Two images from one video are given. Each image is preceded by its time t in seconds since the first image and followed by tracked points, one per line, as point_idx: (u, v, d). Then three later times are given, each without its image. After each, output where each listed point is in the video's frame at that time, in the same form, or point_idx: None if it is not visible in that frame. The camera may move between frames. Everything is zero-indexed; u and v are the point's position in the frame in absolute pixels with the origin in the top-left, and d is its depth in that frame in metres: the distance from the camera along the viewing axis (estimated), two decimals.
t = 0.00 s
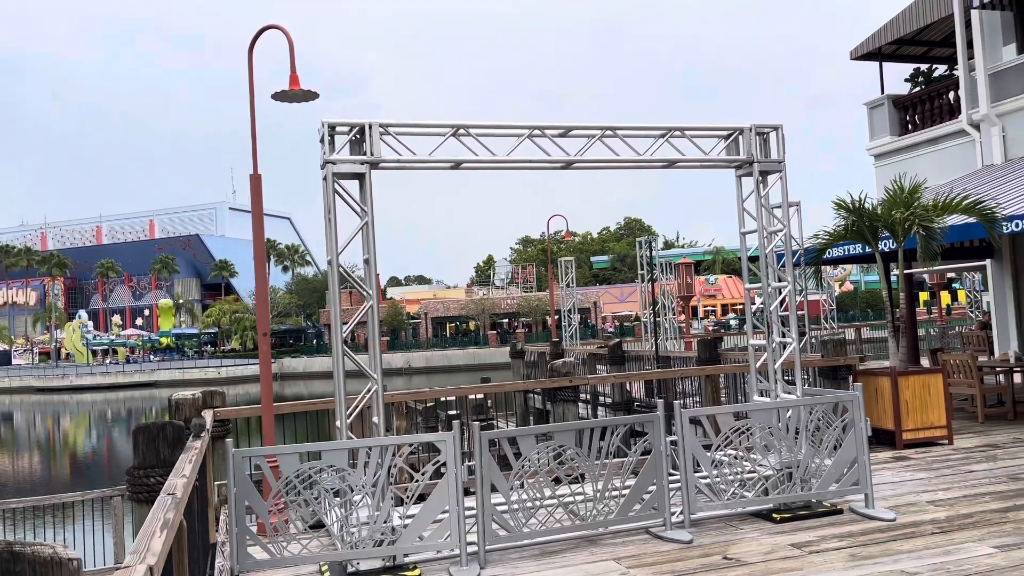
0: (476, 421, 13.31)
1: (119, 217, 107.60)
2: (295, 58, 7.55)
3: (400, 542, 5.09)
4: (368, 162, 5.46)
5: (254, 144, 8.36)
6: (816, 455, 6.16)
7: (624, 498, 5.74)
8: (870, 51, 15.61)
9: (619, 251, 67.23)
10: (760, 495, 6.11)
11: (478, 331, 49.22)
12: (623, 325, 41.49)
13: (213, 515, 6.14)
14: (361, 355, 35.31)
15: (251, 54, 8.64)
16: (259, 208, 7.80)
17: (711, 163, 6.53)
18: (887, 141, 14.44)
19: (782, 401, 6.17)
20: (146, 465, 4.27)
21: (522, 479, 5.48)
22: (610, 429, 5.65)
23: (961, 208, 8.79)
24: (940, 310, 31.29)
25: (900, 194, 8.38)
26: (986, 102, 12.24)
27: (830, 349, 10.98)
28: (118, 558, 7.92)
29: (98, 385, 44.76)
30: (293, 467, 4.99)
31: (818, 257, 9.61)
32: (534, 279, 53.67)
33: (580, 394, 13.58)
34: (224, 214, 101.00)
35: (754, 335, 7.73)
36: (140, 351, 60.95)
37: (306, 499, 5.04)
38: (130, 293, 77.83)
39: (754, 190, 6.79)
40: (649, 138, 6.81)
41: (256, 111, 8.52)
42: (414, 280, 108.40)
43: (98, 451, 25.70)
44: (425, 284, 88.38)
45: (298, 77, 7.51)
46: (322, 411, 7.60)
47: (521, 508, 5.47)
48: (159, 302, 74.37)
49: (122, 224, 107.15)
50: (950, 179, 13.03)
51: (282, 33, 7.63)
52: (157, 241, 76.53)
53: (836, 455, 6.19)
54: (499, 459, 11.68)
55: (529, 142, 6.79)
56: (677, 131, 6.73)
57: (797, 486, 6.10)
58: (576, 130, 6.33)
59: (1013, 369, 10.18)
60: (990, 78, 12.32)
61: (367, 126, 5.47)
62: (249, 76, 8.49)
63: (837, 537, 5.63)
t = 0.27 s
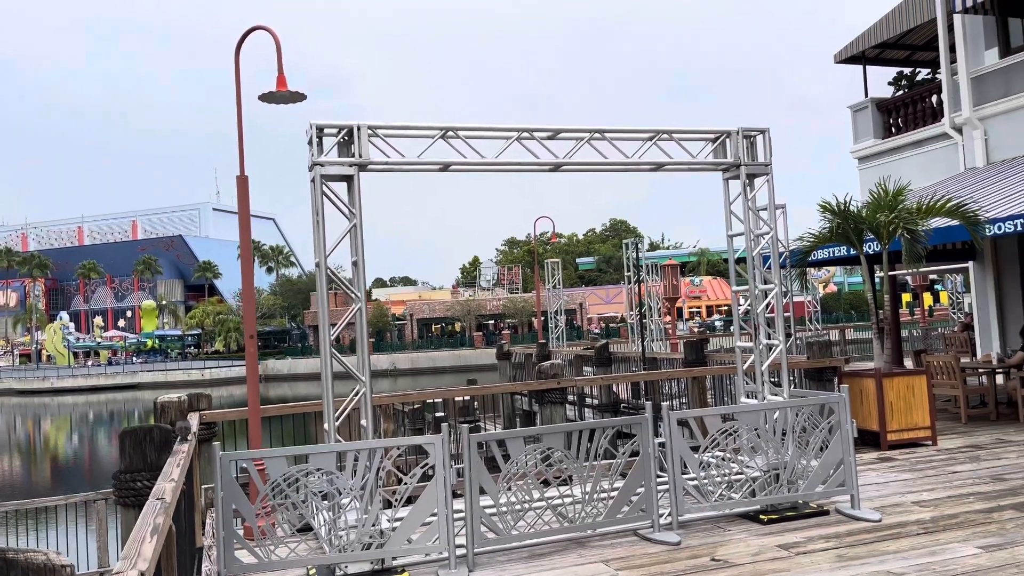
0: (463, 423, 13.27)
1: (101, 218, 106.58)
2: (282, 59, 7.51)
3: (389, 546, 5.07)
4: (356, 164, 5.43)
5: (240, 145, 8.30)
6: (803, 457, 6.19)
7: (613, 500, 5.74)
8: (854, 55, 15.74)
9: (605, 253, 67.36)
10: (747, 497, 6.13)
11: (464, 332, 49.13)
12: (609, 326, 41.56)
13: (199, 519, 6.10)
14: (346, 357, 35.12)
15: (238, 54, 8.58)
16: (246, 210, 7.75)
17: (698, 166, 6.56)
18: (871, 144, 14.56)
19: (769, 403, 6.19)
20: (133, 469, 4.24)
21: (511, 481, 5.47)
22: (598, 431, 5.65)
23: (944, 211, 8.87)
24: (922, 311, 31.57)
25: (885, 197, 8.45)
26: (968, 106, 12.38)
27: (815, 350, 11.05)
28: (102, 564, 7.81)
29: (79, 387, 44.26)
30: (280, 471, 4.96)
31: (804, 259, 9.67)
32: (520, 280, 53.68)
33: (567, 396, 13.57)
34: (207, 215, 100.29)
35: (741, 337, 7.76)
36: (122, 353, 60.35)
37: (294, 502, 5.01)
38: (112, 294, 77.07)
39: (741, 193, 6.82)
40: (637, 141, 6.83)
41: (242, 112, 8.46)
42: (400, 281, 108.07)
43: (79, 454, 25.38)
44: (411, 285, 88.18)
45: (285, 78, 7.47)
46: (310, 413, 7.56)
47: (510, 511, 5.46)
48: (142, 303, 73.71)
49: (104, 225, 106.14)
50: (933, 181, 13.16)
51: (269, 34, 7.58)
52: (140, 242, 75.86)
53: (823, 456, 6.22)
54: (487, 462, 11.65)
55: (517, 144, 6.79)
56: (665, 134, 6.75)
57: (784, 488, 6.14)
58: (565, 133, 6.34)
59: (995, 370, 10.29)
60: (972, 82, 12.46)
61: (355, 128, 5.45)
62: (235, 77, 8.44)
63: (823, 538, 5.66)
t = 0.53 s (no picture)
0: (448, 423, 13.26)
1: (80, 217, 105.40)
2: (269, 59, 7.48)
3: (376, 546, 5.07)
4: (344, 164, 5.42)
5: (226, 144, 8.26)
6: (786, 456, 6.25)
7: (599, 500, 5.77)
8: (836, 58, 15.89)
9: (588, 254, 67.55)
10: (732, 496, 6.18)
11: (448, 333, 49.07)
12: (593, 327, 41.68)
13: (184, 519, 6.06)
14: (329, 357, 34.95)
15: (223, 53, 8.53)
16: (232, 209, 7.71)
17: (684, 168, 6.61)
18: (853, 147, 14.71)
19: (753, 403, 6.25)
20: (118, 470, 4.22)
21: (497, 481, 5.48)
22: (584, 431, 5.68)
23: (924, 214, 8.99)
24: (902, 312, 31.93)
25: (867, 199, 8.54)
26: (947, 110, 12.56)
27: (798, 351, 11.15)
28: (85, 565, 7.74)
29: (58, 388, 43.74)
30: (267, 471, 4.94)
31: (787, 260, 9.76)
32: (503, 280, 53.69)
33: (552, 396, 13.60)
34: (188, 214, 99.47)
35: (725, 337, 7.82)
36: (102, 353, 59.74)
37: (280, 503, 4.99)
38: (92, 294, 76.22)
39: (726, 195, 6.88)
40: (623, 143, 6.86)
41: (228, 110, 8.41)
42: (383, 281, 107.74)
43: (57, 455, 25.07)
44: (394, 286, 87.97)
45: (272, 77, 7.44)
46: (295, 414, 7.54)
47: (497, 511, 5.47)
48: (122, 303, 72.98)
49: (84, 224, 104.99)
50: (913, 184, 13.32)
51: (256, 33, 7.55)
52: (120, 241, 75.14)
53: (806, 456, 6.28)
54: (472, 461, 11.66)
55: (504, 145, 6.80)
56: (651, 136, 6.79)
57: (768, 487, 6.19)
58: (552, 134, 6.36)
59: (973, 370, 10.45)
60: (951, 86, 12.65)
61: (343, 128, 5.44)
62: (221, 75, 8.39)
63: (806, 536, 5.72)
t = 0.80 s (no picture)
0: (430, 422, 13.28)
1: (57, 214, 104.14)
2: (252, 57, 7.45)
3: (358, 545, 5.07)
4: (328, 163, 5.42)
5: (208, 142, 8.21)
6: (766, 455, 6.32)
7: (581, 498, 5.81)
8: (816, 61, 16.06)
9: (570, 253, 67.74)
10: (712, 494, 6.25)
11: (429, 332, 49.01)
12: (574, 326, 41.81)
13: (165, 519, 6.04)
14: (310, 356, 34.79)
15: (206, 51, 8.48)
16: (214, 207, 7.66)
17: (666, 170, 6.68)
18: (832, 149, 14.87)
19: (733, 403, 6.32)
20: (99, 469, 4.20)
21: (480, 480, 5.50)
22: (567, 430, 5.72)
23: (901, 215, 9.13)
24: (880, 313, 32.32)
25: (846, 202, 8.65)
26: (925, 114, 12.76)
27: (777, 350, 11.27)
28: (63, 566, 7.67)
29: (33, 387, 43.20)
30: (248, 470, 4.94)
31: (767, 261, 9.86)
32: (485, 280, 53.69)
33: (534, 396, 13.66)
34: (168, 211, 98.57)
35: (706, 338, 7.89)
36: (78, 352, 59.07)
37: (261, 502, 4.99)
38: (69, 291, 75.33)
39: (708, 197, 6.94)
40: (606, 144, 6.91)
41: (211, 108, 8.36)
42: (365, 280, 107.43)
43: (33, 455, 24.78)
44: (376, 284, 87.79)
45: (256, 75, 7.40)
46: (278, 413, 7.52)
47: (479, 510, 5.50)
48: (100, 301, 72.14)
49: (60, 220, 103.57)
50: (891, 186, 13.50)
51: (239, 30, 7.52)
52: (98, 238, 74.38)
53: (785, 454, 6.36)
54: (454, 461, 11.68)
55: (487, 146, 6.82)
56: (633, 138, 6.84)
57: (747, 485, 6.27)
58: (536, 135, 6.40)
59: (948, 371, 10.62)
60: (929, 90, 12.84)
61: (327, 127, 5.44)
62: (204, 73, 8.34)
63: (785, 534, 5.80)
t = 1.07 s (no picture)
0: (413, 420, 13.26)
1: (35, 209, 102.90)
2: (237, 52, 7.41)
3: (342, 542, 5.06)
4: (313, 160, 5.41)
5: (192, 137, 8.16)
6: (748, 453, 6.38)
7: (565, 496, 5.83)
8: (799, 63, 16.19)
9: (554, 252, 67.85)
10: (694, 492, 6.30)
11: (413, 330, 48.91)
12: (557, 325, 41.89)
13: (147, 517, 6.00)
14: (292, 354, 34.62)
15: (190, 46, 8.42)
16: (198, 203, 7.61)
17: (651, 169, 6.71)
18: (814, 151, 15.00)
19: (716, 401, 6.36)
20: (82, 466, 4.16)
21: (465, 478, 5.51)
22: (551, 428, 5.73)
23: (882, 216, 9.24)
24: (860, 313, 32.64)
25: (828, 202, 8.73)
26: (906, 116, 12.91)
27: (759, 350, 11.37)
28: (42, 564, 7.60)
29: (10, 384, 42.67)
30: (232, 467, 4.91)
31: (749, 261, 9.94)
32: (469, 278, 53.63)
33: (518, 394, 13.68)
34: (148, 207, 97.66)
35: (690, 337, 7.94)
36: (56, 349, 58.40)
37: (245, 500, 4.96)
38: (47, 288, 74.43)
39: (692, 196, 6.99)
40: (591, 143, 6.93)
41: (195, 103, 8.31)
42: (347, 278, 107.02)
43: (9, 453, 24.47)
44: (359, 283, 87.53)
45: (240, 71, 7.37)
46: (261, 411, 7.48)
47: (464, 507, 5.51)
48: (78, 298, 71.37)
49: (38, 216, 102.29)
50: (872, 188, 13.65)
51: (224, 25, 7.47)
52: (76, 234, 73.58)
53: (767, 453, 6.42)
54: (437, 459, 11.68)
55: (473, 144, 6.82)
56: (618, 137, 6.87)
57: (729, 483, 6.33)
58: (522, 133, 6.41)
59: (927, 370, 10.75)
60: (909, 93, 13.00)
61: (313, 124, 5.42)
62: (187, 68, 8.28)
63: (767, 531, 5.86)
